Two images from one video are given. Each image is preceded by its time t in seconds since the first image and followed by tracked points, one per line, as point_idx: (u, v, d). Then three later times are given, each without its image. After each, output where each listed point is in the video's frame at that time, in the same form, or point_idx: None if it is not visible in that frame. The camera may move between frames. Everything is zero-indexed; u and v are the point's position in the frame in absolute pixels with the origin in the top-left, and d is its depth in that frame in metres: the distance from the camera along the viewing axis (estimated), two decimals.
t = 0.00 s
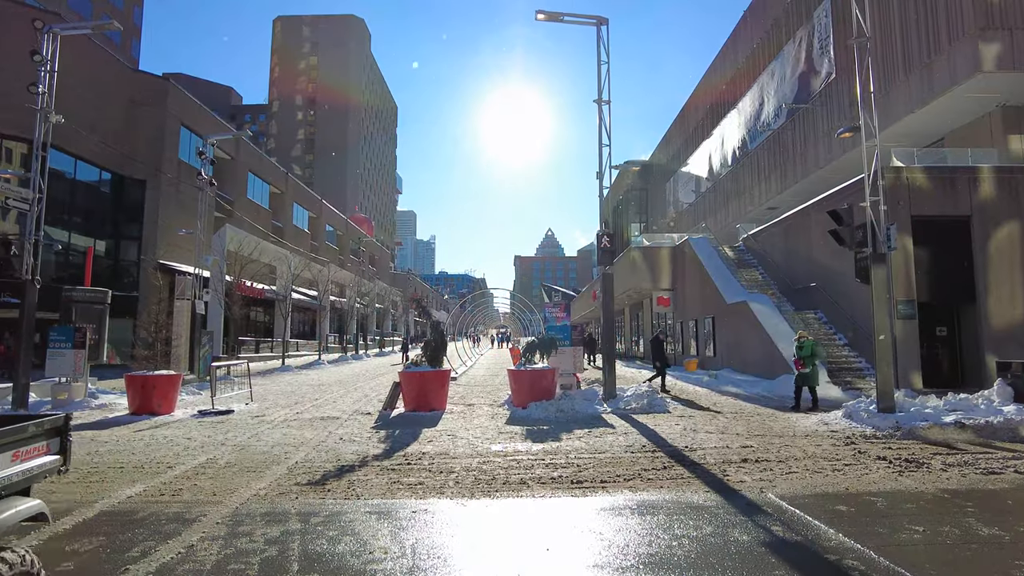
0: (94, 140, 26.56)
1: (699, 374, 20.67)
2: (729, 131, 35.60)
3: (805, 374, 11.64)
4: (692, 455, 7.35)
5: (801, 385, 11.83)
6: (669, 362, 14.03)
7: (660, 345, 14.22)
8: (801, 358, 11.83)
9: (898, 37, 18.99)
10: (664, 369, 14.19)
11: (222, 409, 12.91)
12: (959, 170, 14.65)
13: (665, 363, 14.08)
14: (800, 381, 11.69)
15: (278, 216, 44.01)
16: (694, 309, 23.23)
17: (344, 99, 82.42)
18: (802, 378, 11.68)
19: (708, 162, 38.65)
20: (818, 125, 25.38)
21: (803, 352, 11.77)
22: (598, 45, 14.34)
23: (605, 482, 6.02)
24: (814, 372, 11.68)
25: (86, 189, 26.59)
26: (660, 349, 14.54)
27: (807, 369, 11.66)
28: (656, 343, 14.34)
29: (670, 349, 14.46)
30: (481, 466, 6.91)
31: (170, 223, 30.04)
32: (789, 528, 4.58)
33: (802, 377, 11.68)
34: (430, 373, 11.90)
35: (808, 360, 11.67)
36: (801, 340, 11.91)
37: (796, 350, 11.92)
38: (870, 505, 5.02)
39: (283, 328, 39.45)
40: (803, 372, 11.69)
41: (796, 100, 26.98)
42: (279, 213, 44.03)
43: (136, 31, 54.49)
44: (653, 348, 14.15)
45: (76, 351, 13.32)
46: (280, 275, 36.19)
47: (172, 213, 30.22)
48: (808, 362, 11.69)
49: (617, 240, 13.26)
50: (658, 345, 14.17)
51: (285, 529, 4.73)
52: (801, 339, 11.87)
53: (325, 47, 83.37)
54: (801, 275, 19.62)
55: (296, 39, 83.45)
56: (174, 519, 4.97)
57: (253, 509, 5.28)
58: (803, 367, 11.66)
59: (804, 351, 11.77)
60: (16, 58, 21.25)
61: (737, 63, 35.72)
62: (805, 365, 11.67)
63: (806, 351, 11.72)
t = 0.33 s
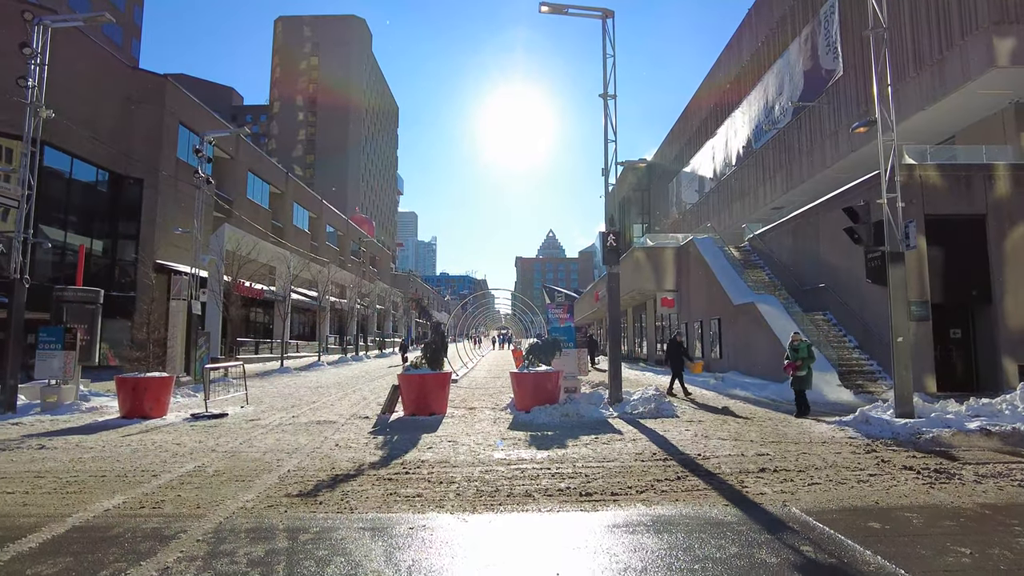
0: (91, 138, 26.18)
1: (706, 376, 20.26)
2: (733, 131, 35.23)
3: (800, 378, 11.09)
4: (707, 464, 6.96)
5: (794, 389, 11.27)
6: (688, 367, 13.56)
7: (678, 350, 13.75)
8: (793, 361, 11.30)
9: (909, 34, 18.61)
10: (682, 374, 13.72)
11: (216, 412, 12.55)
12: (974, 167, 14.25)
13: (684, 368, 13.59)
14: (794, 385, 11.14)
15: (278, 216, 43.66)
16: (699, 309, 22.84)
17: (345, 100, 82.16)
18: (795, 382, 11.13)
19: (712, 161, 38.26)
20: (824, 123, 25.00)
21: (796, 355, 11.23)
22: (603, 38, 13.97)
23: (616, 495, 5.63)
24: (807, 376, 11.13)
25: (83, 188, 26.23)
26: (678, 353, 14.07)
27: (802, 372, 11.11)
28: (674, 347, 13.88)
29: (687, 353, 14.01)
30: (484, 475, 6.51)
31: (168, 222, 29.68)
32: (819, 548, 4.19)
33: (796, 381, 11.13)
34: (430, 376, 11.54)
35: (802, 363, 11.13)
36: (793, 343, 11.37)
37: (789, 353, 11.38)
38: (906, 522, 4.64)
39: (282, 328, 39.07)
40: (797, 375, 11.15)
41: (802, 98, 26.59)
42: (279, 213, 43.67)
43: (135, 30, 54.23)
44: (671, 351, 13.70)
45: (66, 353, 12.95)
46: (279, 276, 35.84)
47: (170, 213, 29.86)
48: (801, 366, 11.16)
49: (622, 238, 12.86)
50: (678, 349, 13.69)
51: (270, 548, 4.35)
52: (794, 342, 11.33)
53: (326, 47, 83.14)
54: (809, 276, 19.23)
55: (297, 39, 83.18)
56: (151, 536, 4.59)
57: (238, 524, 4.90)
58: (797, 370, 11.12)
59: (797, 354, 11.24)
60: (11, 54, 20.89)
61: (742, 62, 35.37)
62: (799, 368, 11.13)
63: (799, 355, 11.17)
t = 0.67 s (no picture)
0: (88, 137, 25.85)
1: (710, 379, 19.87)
2: (736, 132, 34.93)
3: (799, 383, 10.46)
4: (720, 473, 6.60)
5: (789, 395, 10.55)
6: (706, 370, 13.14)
7: (694, 353, 13.36)
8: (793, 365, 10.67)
9: (918, 31, 18.27)
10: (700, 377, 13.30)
11: (209, 415, 12.18)
12: (988, 166, 13.89)
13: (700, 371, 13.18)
14: (793, 390, 10.44)
15: (278, 218, 43.35)
16: (703, 311, 22.48)
17: (346, 101, 81.92)
18: (795, 386, 10.45)
19: (716, 163, 37.93)
20: (830, 124, 24.65)
21: (798, 359, 10.65)
22: (607, 32, 13.65)
23: (626, 506, 5.27)
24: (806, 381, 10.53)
25: (80, 188, 25.91)
26: (693, 357, 13.68)
27: (802, 377, 10.50)
28: (692, 351, 13.49)
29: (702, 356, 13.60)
30: (485, 484, 6.15)
31: (166, 223, 29.36)
32: (853, 567, 3.83)
33: (795, 386, 10.46)
34: (429, 378, 11.19)
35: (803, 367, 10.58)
36: (792, 346, 10.83)
37: (784, 357, 10.77)
38: (943, 537, 4.27)
39: (281, 330, 38.71)
40: (794, 381, 10.51)
41: (808, 98, 26.27)
42: (278, 214, 43.35)
43: (135, 31, 53.98)
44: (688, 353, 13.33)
45: (55, 354, 12.61)
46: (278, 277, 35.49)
47: (168, 213, 29.53)
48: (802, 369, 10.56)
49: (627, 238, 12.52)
50: (694, 352, 13.30)
51: (252, 565, 3.99)
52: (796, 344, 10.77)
53: (326, 49, 82.96)
54: (816, 277, 18.88)
55: (298, 41, 83.03)
56: (124, 550, 4.23)
57: (220, 538, 4.55)
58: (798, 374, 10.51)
59: (797, 359, 10.68)
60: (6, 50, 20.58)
61: (745, 63, 35.07)
62: (800, 372, 10.53)
63: (802, 358, 10.63)
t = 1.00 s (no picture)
0: (83, 136, 25.44)
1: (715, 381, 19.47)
2: (740, 130, 34.56)
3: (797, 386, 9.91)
4: (736, 483, 6.21)
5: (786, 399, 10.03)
6: (723, 372, 12.68)
7: (712, 353, 12.90)
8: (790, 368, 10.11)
9: (928, 25, 17.88)
10: (718, 379, 12.84)
11: (200, 419, 11.77)
12: (1003, 162, 13.43)
13: (717, 372, 12.74)
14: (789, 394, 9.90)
15: (276, 218, 42.96)
16: (708, 312, 22.08)
17: (347, 102, 81.53)
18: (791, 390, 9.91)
19: (719, 161, 37.53)
20: (835, 121, 24.26)
21: (797, 361, 10.07)
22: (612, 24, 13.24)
23: (636, 522, 4.86)
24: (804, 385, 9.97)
25: (75, 187, 25.53)
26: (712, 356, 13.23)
27: (799, 381, 9.94)
28: (710, 351, 13.03)
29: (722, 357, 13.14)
30: (484, 496, 5.75)
31: (162, 222, 28.96)
32: None
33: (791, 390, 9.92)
34: (427, 381, 10.80)
35: (802, 370, 10.00)
36: (791, 348, 10.25)
37: (782, 359, 10.21)
38: (991, 560, 3.86)
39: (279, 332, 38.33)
40: (791, 384, 9.97)
41: (813, 95, 25.88)
42: (276, 215, 42.96)
43: (134, 31, 53.52)
44: (708, 353, 12.85)
45: (42, 357, 12.23)
46: (277, 278, 35.12)
47: (165, 213, 29.14)
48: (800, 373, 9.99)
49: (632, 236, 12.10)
50: (713, 352, 12.85)
51: None
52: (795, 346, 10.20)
53: (326, 49, 82.61)
54: (824, 277, 18.49)
55: (298, 41, 82.67)
56: None
57: (194, 560, 4.14)
58: (795, 377, 9.95)
59: (796, 361, 10.09)
60: None
61: (749, 61, 34.66)
62: (797, 375, 9.96)
63: (801, 360, 10.04)
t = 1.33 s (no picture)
0: (79, 131, 25.06)
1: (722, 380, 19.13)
2: (744, 126, 34.16)
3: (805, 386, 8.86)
4: (753, 487, 5.85)
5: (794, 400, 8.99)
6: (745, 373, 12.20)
7: (736, 352, 12.39)
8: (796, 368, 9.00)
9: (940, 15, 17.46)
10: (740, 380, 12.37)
11: (193, 419, 11.40)
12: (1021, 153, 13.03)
13: (742, 373, 12.28)
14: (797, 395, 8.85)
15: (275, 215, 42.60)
16: (714, 309, 21.69)
17: (347, 100, 81.11)
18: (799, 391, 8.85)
19: (722, 158, 37.14)
20: (843, 116, 23.84)
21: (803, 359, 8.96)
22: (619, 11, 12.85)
23: (652, 531, 4.49)
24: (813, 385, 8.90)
25: (71, 184, 25.17)
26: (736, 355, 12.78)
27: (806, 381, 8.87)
28: (732, 350, 12.55)
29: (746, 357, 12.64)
30: (486, 501, 5.38)
31: (159, 219, 28.60)
32: None
33: (799, 390, 8.87)
34: (427, 379, 10.45)
35: (809, 368, 8.91)
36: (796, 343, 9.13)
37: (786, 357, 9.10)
38: None
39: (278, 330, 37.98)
40: (798, 384, 8.90)
41: (820, 89, 25.44)
42: (276, 212, 42.60)
43: (132, 27, 53.18)
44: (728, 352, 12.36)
45: (30, 354, 11.88)
46: (276, 276, 34.75)
47: (162, 209, 28.79)
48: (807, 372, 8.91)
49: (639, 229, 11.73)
50: (734, 351, 12.35)
51: None
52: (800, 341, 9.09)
53: (327, 47, 82.26)
54: (832, 273, 18.11)
55: (298, 39, 82.29)
56: None
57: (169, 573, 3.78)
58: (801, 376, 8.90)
59: (803, 359, 8.98)
60: None
61: (753, 56, 34.24)
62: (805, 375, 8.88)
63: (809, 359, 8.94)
